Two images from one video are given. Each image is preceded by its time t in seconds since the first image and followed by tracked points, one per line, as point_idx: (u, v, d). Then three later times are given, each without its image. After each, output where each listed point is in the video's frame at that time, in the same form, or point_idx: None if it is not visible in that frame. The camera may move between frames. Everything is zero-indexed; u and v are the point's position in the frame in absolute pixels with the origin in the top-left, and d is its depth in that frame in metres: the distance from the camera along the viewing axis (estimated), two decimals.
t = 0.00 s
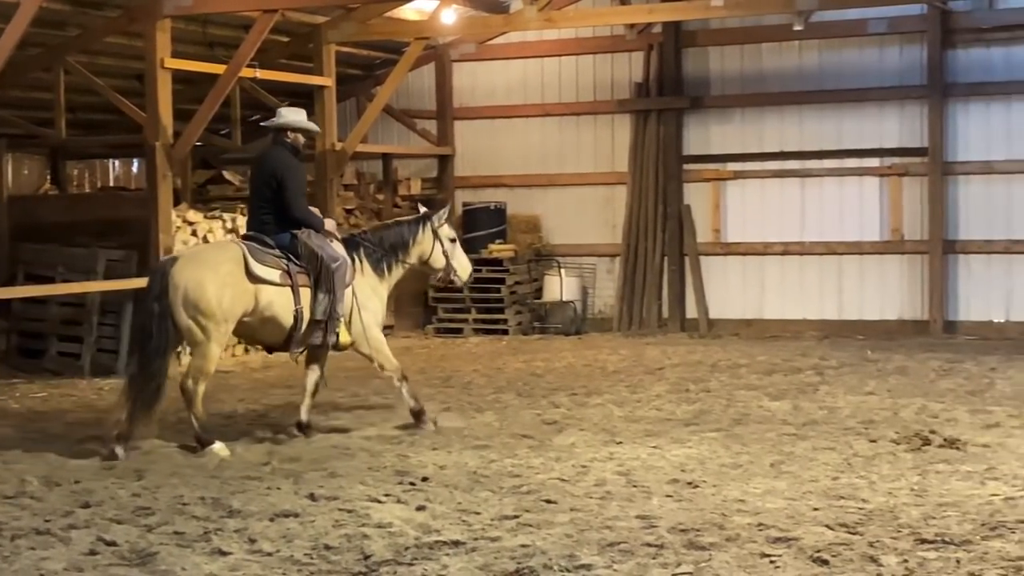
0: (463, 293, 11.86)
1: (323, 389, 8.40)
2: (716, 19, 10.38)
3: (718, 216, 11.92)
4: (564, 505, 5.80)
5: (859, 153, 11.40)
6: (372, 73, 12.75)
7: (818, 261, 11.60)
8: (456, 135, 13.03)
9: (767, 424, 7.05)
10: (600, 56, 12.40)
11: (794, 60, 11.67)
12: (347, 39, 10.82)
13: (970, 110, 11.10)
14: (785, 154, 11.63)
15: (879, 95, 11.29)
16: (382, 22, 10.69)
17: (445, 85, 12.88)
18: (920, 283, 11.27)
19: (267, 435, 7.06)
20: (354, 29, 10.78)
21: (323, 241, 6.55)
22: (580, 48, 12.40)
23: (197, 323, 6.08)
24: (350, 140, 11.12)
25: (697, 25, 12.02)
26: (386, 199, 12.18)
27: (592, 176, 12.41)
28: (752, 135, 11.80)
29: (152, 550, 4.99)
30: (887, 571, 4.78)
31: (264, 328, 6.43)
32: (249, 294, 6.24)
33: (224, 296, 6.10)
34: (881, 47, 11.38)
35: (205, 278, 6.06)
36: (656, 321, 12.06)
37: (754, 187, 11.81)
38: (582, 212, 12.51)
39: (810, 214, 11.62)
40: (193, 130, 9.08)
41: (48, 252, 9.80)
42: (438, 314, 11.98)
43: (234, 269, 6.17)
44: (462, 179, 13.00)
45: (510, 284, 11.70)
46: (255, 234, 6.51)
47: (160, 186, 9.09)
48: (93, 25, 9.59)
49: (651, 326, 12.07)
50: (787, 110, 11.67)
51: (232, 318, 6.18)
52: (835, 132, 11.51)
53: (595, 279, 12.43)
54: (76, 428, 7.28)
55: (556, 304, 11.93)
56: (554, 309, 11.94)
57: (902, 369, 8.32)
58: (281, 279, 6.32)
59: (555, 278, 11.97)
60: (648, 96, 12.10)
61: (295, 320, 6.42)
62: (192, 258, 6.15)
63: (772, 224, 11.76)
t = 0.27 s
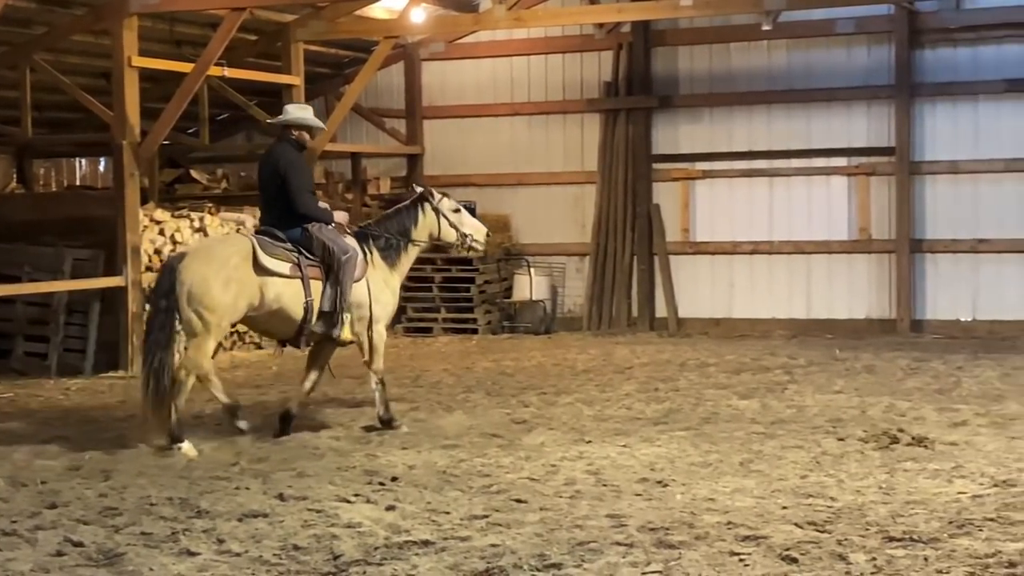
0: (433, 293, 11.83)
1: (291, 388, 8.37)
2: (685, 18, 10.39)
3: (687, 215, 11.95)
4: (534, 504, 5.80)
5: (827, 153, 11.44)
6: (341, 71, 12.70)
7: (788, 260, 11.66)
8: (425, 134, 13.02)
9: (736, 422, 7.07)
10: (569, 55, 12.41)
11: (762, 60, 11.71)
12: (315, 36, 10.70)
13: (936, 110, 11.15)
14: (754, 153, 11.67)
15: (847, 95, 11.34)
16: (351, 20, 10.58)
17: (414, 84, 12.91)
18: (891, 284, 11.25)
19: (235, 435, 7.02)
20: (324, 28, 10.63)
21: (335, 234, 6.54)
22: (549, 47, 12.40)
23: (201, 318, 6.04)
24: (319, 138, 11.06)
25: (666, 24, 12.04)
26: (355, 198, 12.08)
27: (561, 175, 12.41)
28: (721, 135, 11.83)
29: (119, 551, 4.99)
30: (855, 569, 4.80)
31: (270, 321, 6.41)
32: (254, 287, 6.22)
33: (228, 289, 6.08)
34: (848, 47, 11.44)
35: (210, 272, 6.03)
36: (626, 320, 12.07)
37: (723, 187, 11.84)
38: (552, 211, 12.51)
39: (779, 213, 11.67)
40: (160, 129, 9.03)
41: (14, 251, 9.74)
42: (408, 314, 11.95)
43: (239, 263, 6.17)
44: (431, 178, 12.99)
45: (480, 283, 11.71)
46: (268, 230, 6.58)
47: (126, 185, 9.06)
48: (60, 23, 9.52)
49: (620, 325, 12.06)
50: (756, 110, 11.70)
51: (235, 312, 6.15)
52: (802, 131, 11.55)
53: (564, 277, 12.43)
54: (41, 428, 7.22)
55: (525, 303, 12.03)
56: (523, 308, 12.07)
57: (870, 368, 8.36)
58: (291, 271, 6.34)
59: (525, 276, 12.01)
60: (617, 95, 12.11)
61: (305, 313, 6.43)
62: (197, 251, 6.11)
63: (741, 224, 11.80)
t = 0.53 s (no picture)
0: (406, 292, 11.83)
1: (263, 387, 8.33)
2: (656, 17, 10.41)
3: (659, 214, 11.98)
4: (506, 503, 5.80)
5: (798, 153, 11.50)
6: (313, 69, 12.65)
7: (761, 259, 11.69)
8: (397, 133, 12.99)
9: (708, 421, 7.09)
10: (541, 54, 12.41)
11: (733, 59, 11.74)
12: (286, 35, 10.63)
13: (907, 108, 11.22)
14: (725, 153, 11.71)
15: (818, 95, 11.38)
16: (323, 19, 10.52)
17: (385, 82, 12.86)
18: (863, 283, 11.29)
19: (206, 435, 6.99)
20: (295, 26, 10.56)
21: (339, 232, 6.53)
22: (521, 46, 12.40)
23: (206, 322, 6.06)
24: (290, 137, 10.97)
25: (638, 23, 12.06)
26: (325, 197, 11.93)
27: (533, 174, 12.41)
28: (693, 134, 11.86)
29: (90, 551, 4.98)
30: (825, 566, 4.82)
31: (273, 324, 6.43)
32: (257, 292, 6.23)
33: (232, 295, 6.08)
34: (819, 47, 11.47)
35: (217, 278, 6.02)
36: (598, 318, 12.09)
37: (695, 186, 11.88)
38: (524, 210, 12.53)
39: (750, 213, 11.73)
40: (129, 128, 8.99)
41: None
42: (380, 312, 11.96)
43: (242, 267, 6.14)
44: (403, 176, 12.96)
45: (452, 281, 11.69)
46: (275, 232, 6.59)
47: (96, 183, 8.99)
48: (29, 21, 9.45)
49: (593, 323, 12.09)
50: (728, 109, 11.74)
51: (235, 315, 6.13)
52: (774, 130, 11.60)
53: (536, 276, 12.45)
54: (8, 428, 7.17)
55: (497, 302, 11.90)
56: (495, 308, 11.91)
57: (841, 366, 8.39)
58: (296, 274, 6.35)
59: (497, 275, 12.02)
60: (589, 94, 12.11)
61: (311, 314, 6.45)
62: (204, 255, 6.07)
63: (712, 223, 11.84)
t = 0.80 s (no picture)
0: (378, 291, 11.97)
1: (234, 386, 8.29)
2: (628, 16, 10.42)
3: (631, 213, 12.00)
4: (478, 501, 5.80)
5: (769, 152, 11.55)
6: (284, 67, 12.59)
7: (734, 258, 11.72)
8: (368, 131, 12.95)
9: (680, 419, 7.10)
10: (513, 53, 12.41)
11: (705, 58, 11.77)
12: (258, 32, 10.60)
13: (877, 108, 11.28)
14: (697, 152, 11.74)
15: (788, 94, 11.43)
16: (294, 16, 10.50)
17: (357, 81, 12.82)
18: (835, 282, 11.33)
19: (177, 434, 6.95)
20: (266, 23, 10.54)
21: (344, 231, 6.56)
22: (493, 45, 12.39)
23: (216, 315, 6.28)
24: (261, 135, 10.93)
25: (610, 22, 12.07)
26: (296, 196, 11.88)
27: (505, 173, 12.40)
28: (664, 133, 11.88)
29: (60, 550, 4.97)
30: (795, 563, 4.84)
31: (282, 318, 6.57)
32: (266, 286, 6.40)
33: (242, 289, 6.28)
34: (790, 47, 11.52)
35: (225, 272, 6.24)
36: (570, 317, 12.11)
37: (667, 186, 11.91)
38: (496, 209, 12.52)
39: (721, 212, 11.76)
40: (98, 125, 8.94)
41: None
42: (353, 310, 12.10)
43: (250, 263, 6.34)
44: (374, 175, 12.93)
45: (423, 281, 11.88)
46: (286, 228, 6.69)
47: (65, 181, 8.94)
48: None
49: (565, 322, 12.11)
50: (699, 107, 11.76)
51: (250, 311, 6.34)
52: (746, 130, 11.64)
53: (508, 275, 12.45)
54: None
55: (469, 301, 11.79)
56: (467, 307, 11.80)
57: (812, 365, 8.43)
58: (297, 269, 6.44)
59: (469, 274, 11.86)
60: (561, 93, 12.12)
61: (312, 309, 6.52)
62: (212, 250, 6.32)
63: (683, 222, 11.88)
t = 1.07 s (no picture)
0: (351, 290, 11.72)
1: (207, 385, 8.26)
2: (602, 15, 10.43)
3: (605, 211, 12.02)
4: (453, 499, 5.80)
5: (744, 151, 11.58)
6: (257, 65, 12.52)
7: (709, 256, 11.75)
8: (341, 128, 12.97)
9: (654, 417, 7.11)
10: (488, 51, 12.40)
11: (679, 57, 11.78)
12: (232, 29, 10.58)
13: (851, 107, 11.32)
14: (671, 150, 11.76)
15: (762, 93, 11.46)
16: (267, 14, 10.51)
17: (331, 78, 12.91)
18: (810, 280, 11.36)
19: (149, 433, 6.92)
20: (240, 21, 10.58)
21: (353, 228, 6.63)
22: (468, 43, 12.38)
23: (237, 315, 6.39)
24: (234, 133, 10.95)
25: (584, 21, 12.07)
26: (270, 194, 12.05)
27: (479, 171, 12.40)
28: (638, 131, 11.91)
29: (31, 549, 4.95)
30: (769, 561, 4.85)
31: (301, 312, 6.62)
32: (282, 281, 6.45)
33: (257, 286, 6.34)
34: (764, 46, 11.54)
35: (238, 272, 6.31)
36: (544, 315, 12.11)
37: (641, 184, 11.94)
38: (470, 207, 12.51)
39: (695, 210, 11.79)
40: (71, 123, 8.90)
41: None
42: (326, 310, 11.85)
43: (263, 259, 6.40)
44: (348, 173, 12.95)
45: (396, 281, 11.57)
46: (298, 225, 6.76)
47: (37, 179, 8.89)
48: None
49: (539, 320, 12.11)
50: (674, 106, 11.77)
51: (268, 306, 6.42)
52: (721, 128, 11.66)
53: (483, 273, 12.44)
54: None
55: (442, 300, 11.82)
56: (441, 305, 11.83)
57: (785, 363, 8.46)
58: (308, 265, 6.51)
59: (443, 272, 11.94)
60: (536, 91, 12.12)
61: (322, 305, 6.57)
62: (224, 251, 6.39)
63: (657, 221, 11.91)
